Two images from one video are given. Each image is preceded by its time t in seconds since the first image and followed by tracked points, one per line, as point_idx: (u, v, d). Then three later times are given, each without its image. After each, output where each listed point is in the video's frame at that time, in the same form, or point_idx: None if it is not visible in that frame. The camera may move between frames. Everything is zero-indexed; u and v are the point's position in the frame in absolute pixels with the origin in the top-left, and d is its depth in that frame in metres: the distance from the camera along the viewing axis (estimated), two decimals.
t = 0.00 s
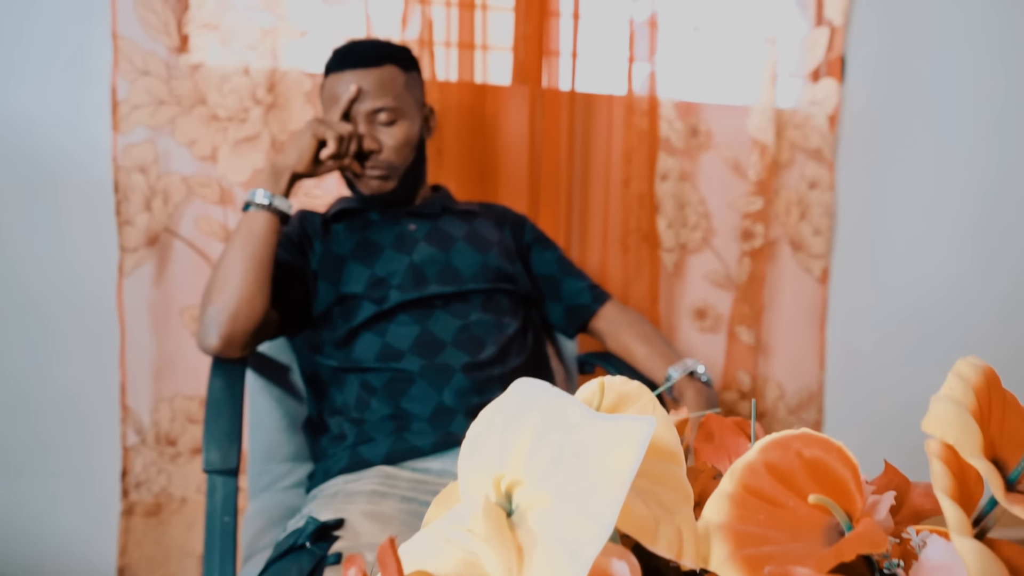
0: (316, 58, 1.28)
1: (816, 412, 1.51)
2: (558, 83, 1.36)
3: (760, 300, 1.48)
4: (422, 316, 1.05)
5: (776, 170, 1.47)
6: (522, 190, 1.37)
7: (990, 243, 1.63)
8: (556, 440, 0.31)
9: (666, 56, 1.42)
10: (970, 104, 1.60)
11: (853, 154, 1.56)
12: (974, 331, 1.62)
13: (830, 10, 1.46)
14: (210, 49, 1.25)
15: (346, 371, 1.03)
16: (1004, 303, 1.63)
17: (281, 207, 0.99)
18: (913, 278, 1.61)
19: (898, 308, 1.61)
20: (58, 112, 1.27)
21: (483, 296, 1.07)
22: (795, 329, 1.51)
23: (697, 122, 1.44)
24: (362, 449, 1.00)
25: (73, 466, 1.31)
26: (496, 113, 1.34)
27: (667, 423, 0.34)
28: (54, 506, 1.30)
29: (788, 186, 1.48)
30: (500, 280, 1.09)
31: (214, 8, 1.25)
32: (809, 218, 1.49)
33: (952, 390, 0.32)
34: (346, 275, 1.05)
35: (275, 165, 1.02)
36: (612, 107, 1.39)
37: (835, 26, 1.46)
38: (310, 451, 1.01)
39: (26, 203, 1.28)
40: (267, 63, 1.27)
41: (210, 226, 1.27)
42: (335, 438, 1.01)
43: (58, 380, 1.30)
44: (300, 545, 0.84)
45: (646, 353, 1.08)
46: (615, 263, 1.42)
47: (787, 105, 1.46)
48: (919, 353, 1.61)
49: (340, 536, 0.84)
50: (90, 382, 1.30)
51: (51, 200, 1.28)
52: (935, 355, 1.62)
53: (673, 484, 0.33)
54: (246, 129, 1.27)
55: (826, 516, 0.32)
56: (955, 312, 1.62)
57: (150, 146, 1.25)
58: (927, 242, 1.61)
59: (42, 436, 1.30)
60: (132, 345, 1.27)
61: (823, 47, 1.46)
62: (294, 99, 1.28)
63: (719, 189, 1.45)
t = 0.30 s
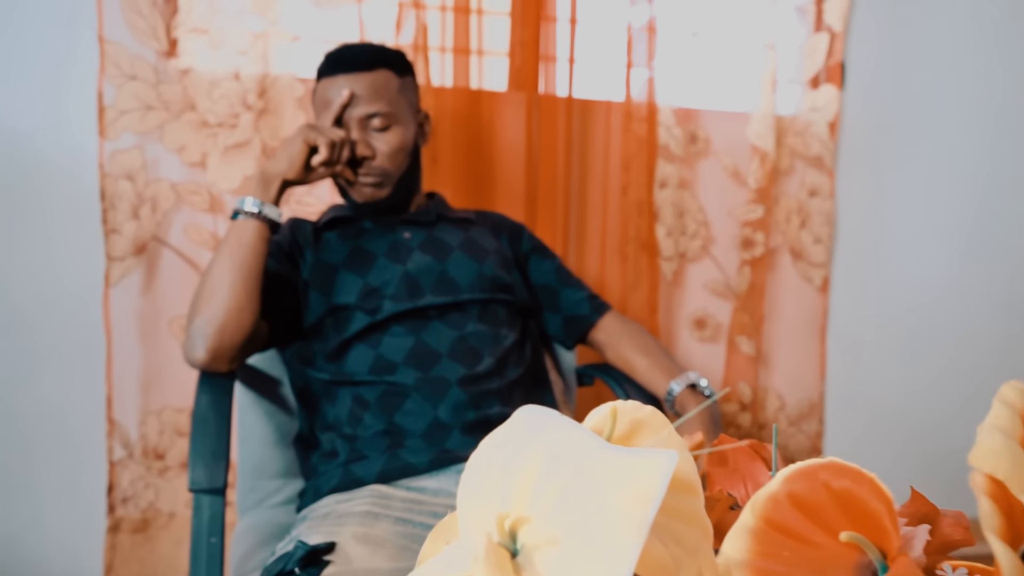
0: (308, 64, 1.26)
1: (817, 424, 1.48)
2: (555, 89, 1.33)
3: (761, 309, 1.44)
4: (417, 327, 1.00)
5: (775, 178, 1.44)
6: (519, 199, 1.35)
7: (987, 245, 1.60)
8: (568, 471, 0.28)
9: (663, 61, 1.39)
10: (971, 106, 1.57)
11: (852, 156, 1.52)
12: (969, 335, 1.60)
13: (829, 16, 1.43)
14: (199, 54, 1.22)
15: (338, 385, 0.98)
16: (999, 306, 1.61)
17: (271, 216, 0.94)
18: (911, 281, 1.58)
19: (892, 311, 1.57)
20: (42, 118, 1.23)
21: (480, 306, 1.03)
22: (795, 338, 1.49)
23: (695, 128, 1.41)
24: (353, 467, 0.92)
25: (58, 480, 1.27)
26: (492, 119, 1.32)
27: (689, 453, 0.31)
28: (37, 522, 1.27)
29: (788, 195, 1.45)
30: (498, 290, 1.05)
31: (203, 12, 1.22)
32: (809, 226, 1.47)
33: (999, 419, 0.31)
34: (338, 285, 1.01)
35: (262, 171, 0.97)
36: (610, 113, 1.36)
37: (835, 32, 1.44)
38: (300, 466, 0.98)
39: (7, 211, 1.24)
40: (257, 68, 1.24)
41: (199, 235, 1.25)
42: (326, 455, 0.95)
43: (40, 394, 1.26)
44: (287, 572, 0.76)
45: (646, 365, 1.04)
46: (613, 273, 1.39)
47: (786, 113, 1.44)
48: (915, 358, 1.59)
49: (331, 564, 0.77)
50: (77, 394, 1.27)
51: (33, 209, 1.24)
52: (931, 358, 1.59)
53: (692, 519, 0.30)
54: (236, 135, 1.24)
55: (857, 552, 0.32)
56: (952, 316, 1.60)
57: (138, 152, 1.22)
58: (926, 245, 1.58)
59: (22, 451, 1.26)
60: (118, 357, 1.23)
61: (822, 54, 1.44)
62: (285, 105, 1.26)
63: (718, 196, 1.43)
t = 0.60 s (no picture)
0: (303, 69, 1.24)
1: (823, 435, 1.45)
2: (555, 95, 1.31)
3: (766, 319, 1.41)
4: (417, 338, 0.96)
5: (780, 185, 1.42)
6: (520, 206, 1.32)
7: (981, 241, 1.57)
8: (571, 502, 0.31)
9: (665, 67, 1.37)
10: (971, 105, 1.55)
11: (855, 165, 1.50)
12: (962, 333, 1.57)
13: (833, 21, 1.41)
14: (193, 59, 1.20)
15: (334, 398, 0.94)
16: (994, 301, 1.58)
17: (266, 223, 0.91)
18: (908, 280, 1.54)
19: (887, 313, 1.54)
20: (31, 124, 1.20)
21: (482, 317, 1.00)
22: (801, 349, 1.46)
23: (698, 135, 1.39)
24: (349, 485, 0.87)
25: (46, 497, 1.23)
26: (491, 125, 1.29)
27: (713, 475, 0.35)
28: (25, 540, 1.23)
29: (792, 202, 1.43)
30: (498, 299, 1.02)
31: (197, 16, 1.19)
32: (814, 234, 1.44)
33: None
34: (335, 295, 0.97)
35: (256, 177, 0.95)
36: (612, 119, 1.34)
37: (839, 36, 1.41)
38: (296, 482, 0.95)
39: None
40: (253, 74, 1.21)
41: (192, 244, 1.22)
42: (322, 472, 0.91)
43: (28, 408, 1.22)
44: None
45: (652, 377, 0.99)
46: (616, 282, 1.36)
47: (789, 118, 1.42)
48: (912, 358, 1.56)
49: None
50: (67, 407, 1.24)
51: (21, 218, 1.21)
52: (927, 353, 1.56)
53: (724, 554, 0.29)
54: (230, 142, 1.22)
55: None
56: (947, 313, 1.57)
57: (129, 159, 1.19)
58: (921, 243, 1.55)
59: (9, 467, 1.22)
60: (109, 370, 1.20)
61: (827, 59, 1.42)
62: (281, 111, 1.23)
63: (721, 204, 1.41)
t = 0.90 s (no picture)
0: (302, 74, 1.21)
1: (832, 446, 1.42)
2: (559, 100, 1.29)
3: (774, 327, 1.39)
4: (421, 351, 0.93)
5: (787, 192, 1.39)
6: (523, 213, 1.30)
7: (984, 229, 1.53)
8: (616, 539, 0.36)
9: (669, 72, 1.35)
10: (978, 103, 1.52)
11: (863, 173, 1.48)
12: (965, 326, 1.54)
13: (841, 25, 1.39)
14: (189, 64, 1.17)
15: (335, 413, 0.91)
16: (993, 289, 1.54)
17: (264, 231, 0.88)
18: (910, 282, 1.52)
19: (887, 318, 1.51)
20: (24, 131, 1.17)
21: (487, 328, 0.97)
22: (810, 358, 1.43)
23: (704, 141, 1.36)
24: (352, 503, 0.84)
25: (38, 512, 1.20)
26: (493, 131, 1.27)
27: (747, 492, 0.40)
28: (17, 555, 1.20)
29: (800, 209, 1.41)
30: (504, 310, 0.99)
31: (194, 21, 1.17)
32: (822, 242, 1.41)
33: None
34: (336, 306, 0.94)
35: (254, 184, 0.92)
36: (617, 125, 1.32)
37: (847, 41, 1.39)
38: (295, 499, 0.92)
39: None
40: (250, 79, 1.19)
41: (189, 253, 1.19)
42: (322, 488, 0.87)
43: (21, 421, 1.19)
44: None
45: (663, 390, 0.95)
46: (621, 291, 1.34)
47: (796, 124, 1.40)
48: (914, 360, 1.53)
49: None
50: (61, 420, 1.21)
51: (15, 226, 1.18)
52: (922, 341, 1.53)
53: None
54: (227, 148, 1.19)
55: None
56: (949, 309, 1.53)
57: (125, 166, 1.16)
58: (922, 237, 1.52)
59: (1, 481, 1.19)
60: (103, 381, 1.17)
61: (834, 64, 1.39)
62: (279, 117, 1.21)
63: (727, 211, 1.38)
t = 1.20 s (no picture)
0: (305, 81, 1.19)
1: (843, 457, 1.40)
2: (565, 107, 1.27)
3: (784, 336, 1.37)
4: (429, 365, 0.90)
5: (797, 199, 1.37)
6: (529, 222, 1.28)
7: (984, 224, 1.52)
8: None
9: (677, 77, 1.33)
10: (986, 101, 1.50)
11: (874, 180, 1.46)
12: (967, 326, 1.52)
13: (852, 29, 1.37)
14: (189, 70, 1.15)
15: (341, 428, 0.88)
16: (994, 282, 1.53)
17: (269, 242, 0.86)
18: (917, 289, 1.49)
19: (892, 328, 1.49)
20: (22, 139, 1.15)
21: (496, 341, 0.95)
22: (818, 366, 1.42)
23: (712, 146, 1.35)
24: (360, 523, 0.81)
25: (36, 525, 1.18)
26: (499, 137, 1.25)
27: (820, 540, 0.31)
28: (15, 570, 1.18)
29: (810, 216, 1.39)
30: (513, 322, 0.97)
31: (195, 27, 1.15)
32: (833, 250, 1.39)
33: None
34: (341, 320, 0.92)
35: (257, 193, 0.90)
36: (624, 132, 1.30)
37: (858, 45, 1.37)
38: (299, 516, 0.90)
39: None
40: (252, 86, 1.17)
41: (189, 262, 1.17)
42: (328, 507, 0.85)
43: (19, 433, 1.17)
44: None
45: (678, 405, 0.91)
46: (628, 300, 1.31)
47: (806, 130, 1.39)
48: (919, 367, 1.51)
49: None
50: (59, 433, 1.18)
51: (12, 235, 1.15)
52: (927, 330, 1.51)
53: None
54: (228, 156, 1.17)
55: None
56: (952, 309, 1.51)
57: (124, 174, 1.13)
58: (928, 227, 1.49)
59: None
60: (101, 393, 1.15)
61: (845, 69, 1.37)
62: (281, 124, 1.19)
63: (736, 219, 1.37)
